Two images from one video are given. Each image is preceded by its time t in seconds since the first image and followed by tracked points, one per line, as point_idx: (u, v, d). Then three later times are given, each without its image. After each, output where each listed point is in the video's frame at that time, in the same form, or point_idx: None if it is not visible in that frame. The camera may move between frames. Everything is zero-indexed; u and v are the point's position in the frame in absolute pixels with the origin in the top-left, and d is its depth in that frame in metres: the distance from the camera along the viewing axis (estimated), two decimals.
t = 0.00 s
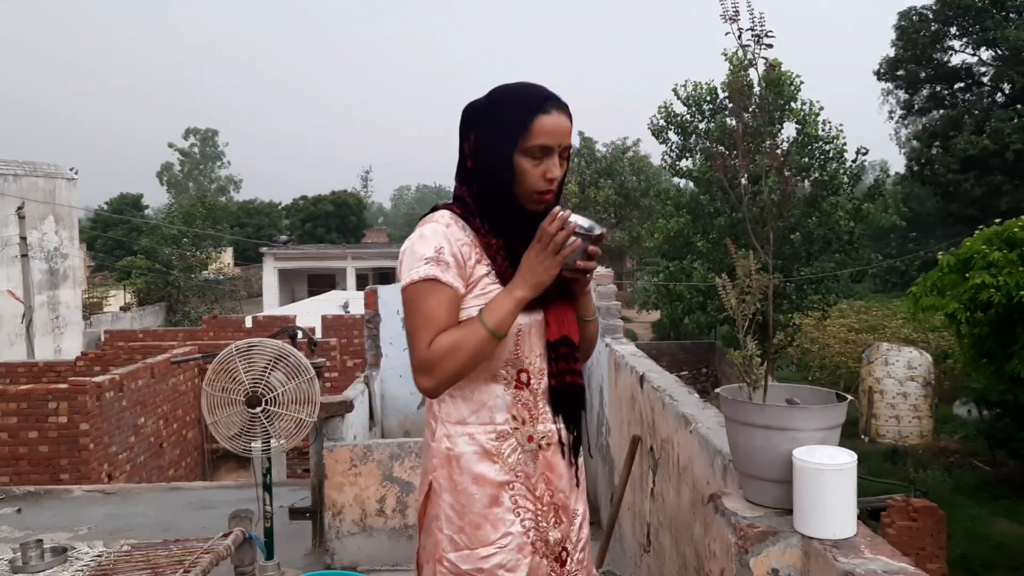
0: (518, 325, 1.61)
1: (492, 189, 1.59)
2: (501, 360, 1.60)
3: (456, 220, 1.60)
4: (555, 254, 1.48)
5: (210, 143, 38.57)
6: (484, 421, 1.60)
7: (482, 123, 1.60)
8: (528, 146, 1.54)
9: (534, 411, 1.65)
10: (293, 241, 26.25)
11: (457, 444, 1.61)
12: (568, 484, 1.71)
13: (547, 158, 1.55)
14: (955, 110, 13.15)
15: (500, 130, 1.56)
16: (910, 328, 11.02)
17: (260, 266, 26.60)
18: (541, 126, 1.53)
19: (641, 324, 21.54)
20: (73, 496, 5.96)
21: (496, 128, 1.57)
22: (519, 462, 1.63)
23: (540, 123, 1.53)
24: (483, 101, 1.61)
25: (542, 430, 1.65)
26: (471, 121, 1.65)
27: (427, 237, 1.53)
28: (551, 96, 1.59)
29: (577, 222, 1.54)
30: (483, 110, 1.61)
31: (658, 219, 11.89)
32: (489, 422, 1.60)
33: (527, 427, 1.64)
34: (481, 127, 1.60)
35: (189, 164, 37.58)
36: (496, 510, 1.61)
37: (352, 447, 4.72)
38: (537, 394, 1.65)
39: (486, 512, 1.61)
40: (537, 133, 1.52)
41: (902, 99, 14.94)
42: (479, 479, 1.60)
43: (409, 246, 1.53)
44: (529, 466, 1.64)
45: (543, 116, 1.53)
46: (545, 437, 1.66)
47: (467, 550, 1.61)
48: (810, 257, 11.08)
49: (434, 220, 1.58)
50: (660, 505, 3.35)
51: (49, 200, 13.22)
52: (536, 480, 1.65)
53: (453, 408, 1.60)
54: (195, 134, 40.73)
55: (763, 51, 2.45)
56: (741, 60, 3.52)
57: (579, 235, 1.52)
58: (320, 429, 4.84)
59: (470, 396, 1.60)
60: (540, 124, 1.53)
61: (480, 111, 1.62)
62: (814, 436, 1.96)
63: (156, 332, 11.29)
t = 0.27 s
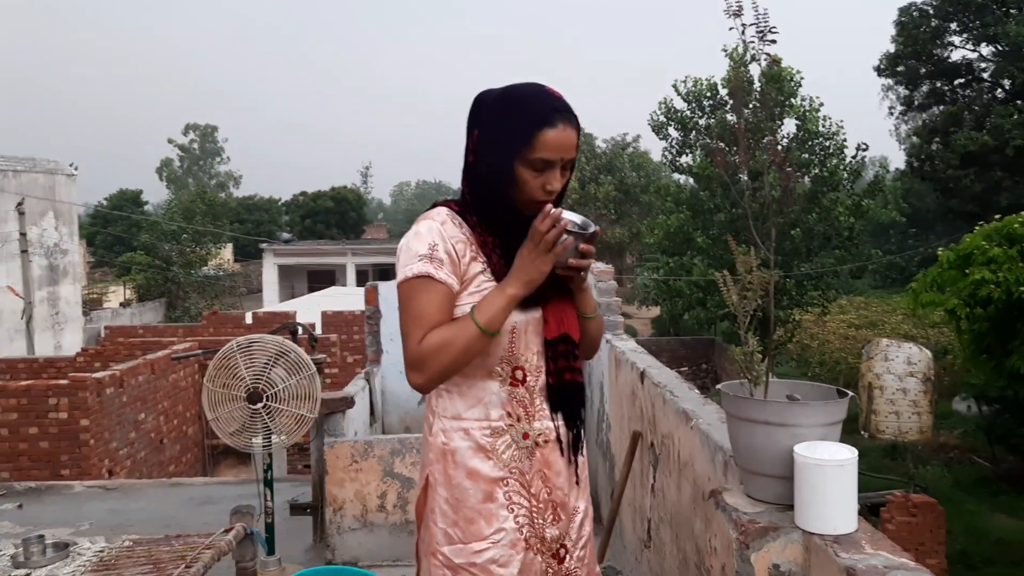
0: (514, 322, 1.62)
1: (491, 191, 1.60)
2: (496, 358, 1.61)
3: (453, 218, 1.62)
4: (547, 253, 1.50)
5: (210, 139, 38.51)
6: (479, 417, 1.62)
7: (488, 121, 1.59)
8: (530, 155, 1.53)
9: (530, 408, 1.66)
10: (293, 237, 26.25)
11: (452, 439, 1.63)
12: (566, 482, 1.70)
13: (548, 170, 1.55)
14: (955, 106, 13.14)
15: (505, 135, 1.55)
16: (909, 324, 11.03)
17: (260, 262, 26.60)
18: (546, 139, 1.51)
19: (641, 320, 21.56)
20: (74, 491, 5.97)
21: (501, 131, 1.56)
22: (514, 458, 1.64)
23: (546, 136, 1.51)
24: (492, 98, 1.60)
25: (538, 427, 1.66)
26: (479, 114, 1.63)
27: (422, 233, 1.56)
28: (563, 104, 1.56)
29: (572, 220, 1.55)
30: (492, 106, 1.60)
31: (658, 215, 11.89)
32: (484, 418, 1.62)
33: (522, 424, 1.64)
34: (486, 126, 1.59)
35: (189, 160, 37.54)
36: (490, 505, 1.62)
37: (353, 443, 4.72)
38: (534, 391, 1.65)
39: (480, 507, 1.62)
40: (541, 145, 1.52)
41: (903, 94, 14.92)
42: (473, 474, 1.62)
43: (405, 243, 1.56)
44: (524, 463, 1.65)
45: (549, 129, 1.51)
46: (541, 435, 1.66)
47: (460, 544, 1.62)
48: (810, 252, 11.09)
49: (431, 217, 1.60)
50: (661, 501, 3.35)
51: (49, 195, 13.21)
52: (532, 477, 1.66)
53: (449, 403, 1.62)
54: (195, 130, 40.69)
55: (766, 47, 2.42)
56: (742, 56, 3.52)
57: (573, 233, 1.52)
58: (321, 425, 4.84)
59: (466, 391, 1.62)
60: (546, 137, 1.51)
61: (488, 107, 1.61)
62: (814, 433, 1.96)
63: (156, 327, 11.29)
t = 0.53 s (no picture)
0: (520, 319, 1.62)
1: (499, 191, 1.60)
2: (502, 354, 1.62)
3: (459, 214, 1.63)
4: (553, 250, 1.49)
5: (211, 133, 38.43)
6: (486, 413, 1.63)
7: (503, 119, 1.59)
8: (542, 162, 1.54)
9: (537, 405, 1.66)
10: (295, 231, 26.23)
11: (459, 434, 1.64)
12: (573, 479, 1.70)
13: (559, 178, 1.57)
14: (957, 100, 13.11)
15: (516, 138, 1.55)
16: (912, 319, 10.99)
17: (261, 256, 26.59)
18: (557, 148, 1.52)
19: (642, 315, 21.57)
20: (77, 486, 5.98)
21: (513, 133, 1.55)
22: (521, 455, 1.64)
23: (558, 145, 1.52)
24: (508, 96, 1.59)
25: (545, 424, 1.66)
26: (493, 110, 1.63)
27: (428, 229, 1.56)
28: (578, 112, 1.57)
29: (579, 218, 1.54)
30: (507, 105, 1.59)
31: (660, 210, 11.88)
32: (491, 414, 1.62)
33: (529, 420, 1.65)
34: (500, 125, 1.59)
35: (189, 154, 37.49)
36: (497, 501, 1.62)
37: (357, 438, 4.71)
38: (541, 388, 1.66)
39: (487, 503, 1.63)
40: (552, 154, 1.52)
41: (905, 89, 14.89)
42: (480, 470, 1.62)
43: (411, 238, 1.57)
44: (531, 460, 1.65)
45: (563, 138, 1.52)
46: (548, 431, 1.67)
47: (467, 540, 1.63)
48: (812, 247, 11.09)
49: (438, 213, 1.60)
50: (665, 497, 3.36)
51: (50, 189, 13.19)
52: (539, 474, 1.66)
53: (456, 398, 1.63)
54: (196, 124, 40.65)
55: (772, 41, 2.38)
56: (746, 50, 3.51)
57: (579, 231, 1.51)
58: (324, 419, 4.84)
59: (472, 388, 1.62)
60: (558, 146, 1.52)
61: (503, 104, 1.60)
62: (823, 428, 1.97)
63: (157, 322, 11.29)
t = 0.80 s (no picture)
0: (526, 320, 1.63)
1: (507, 194, 1.61)
2: (508, 356, 1.62)
3: (468, 214, 1.63)
4: (561, 255, 1.50)
5: (214, 130, 38.47)
6: (491, 414, 1.63)
7: (517, 122, 1.60)
8: (554, 172, 1.56)
9: (543, 406, 1.67)
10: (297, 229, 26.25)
11: (464, 435, 1.64)
12: (578, 480, 1.71)
13: (569, 187, 1.59)
14: (960, 99, 13.10)
15: (531, 144, 1.56)
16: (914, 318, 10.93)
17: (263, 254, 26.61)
18: (570, 159, 1.54)
19: (644, 313, 21.58)
20: (81, 483, 6.00)
21: (527, 139, 1.57)
22: (526, 456, 1.65)
23: (571, 157, 1.54)
24: (524, 100, 1.60)
25: (550, 425, 1.67)
26: (508, 111, 1.63)
27: (436, 229, 1.56)
28: (594, 125, 1.58)
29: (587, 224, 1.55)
30: (523, 108, 1.60)
31: (662, 208, 11.89)
32: (497, 415, 1.63)
33: (535, 422, 1.66)
34: (514, 128, 1.60)
35: (192, 151, 37.49)
36: (502, 502, 1.63)
37: (359, 436, 4.72)
38: (546, 390, 1.66)
39: (492, 504, 1.63)
40: (565, 164, 1.54)
41: (907, 88, 14.86)
42: (485, 472, 1.63)
43: (419, 237, 1.57)
44: (537, 462, 1.66)
45: (575, 151, 1.54)
46: (553, 433, 1.67)
47: (472, 540, 1.63)
48: (814, 246, 11.08)
49: (446, 213, 1.61)
50: (668, 496, 3.36)
51: (53, 187, 13.21)
52: (544, 476, 1.67)
53: (462, 399, 1.64)
54: (199, 121, 40.67)
55: (778, 44, 2.40)
56: (751, 47, 3.53)
57: (588, 237, 1.52)
58: (327, 417, 4.84)
59: (478, 388, 1.63)
60: (571, 157, 1.54)
61: (519, 107, 1.61)
62: (826, 428, 1.97)
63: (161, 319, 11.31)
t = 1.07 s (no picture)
0: (522, 323, 1.63)
1: (504, 196, 1.61)
2: (503, 358, 1.62)
3: (464, 215, 1.64)
4: (559, 260, 1.50)
5: (215, 131, 38.50)
6: (486, 416, 1.63)
7: (516, 124, 1.59)
8: (552, 177, 1.56)
9: (537, 408, 1.67)
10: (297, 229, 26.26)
11: (459, 436, 1.65)
12: (572, 481, 1.71)
13: (565, 193, 1.59)
14: (960, 101, 13.08)
15: (529, 149, 1.56)
16: (914, 320, 10.98)
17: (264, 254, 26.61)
18: (568, 165, 1.54)
19: (644, 314, 21.56)
20: (79, 483, 6.01)
21: (525, 143, 1.56)
22: (520, 458, 1.65)
23: (569, 163, 1.54)
24: (524, 102, 1.59)
25: (544, 427, 1.67)
26: (507, 112, 1.63)
27: (432, 230, 1.57)
28: (593, 129, 1.58)
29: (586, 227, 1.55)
30: (523, 110, 1.60)
31: (662, 210, 11.89)
32: (491, 417, 1.63)
33: (529, 424, 1.65)
34: (513, 131, 1.59)
35: (192, 152, 37.51)
36: (495, 504, 1.63)
37: (357, 436, 4.73)
38: (541, 392, 1.66)
39: (485, 506, 1.63)
40: (562, 170, 1.54)
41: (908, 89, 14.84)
42: (479, 473, 1.63)
43: (415, 238, 1.58)
44: (531, 464, 1.66)
45: (574, 157, 1.54)
46: (547, 435, 1.67)
47: (465, 542, 1.64)
48: (814, 248, 11.06)
49: (443, 214, 1.61)
50: (664, 496, 3.36)
51: (54, 187, 13.22)
52: (537, 478, 1.67)
53: (457, 400, 1.64)
54: (201, 122, 40.72)
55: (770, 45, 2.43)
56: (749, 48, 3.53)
57: (586, 242, 1.52)
58: (324, 419, 4.86)
59: (472, 390, 1.63)
60: (569, 163, 1.54)
61: (518, 109, 1.61)
62: (819, 429, 1.97)
63: (161, 319, 11.32)
